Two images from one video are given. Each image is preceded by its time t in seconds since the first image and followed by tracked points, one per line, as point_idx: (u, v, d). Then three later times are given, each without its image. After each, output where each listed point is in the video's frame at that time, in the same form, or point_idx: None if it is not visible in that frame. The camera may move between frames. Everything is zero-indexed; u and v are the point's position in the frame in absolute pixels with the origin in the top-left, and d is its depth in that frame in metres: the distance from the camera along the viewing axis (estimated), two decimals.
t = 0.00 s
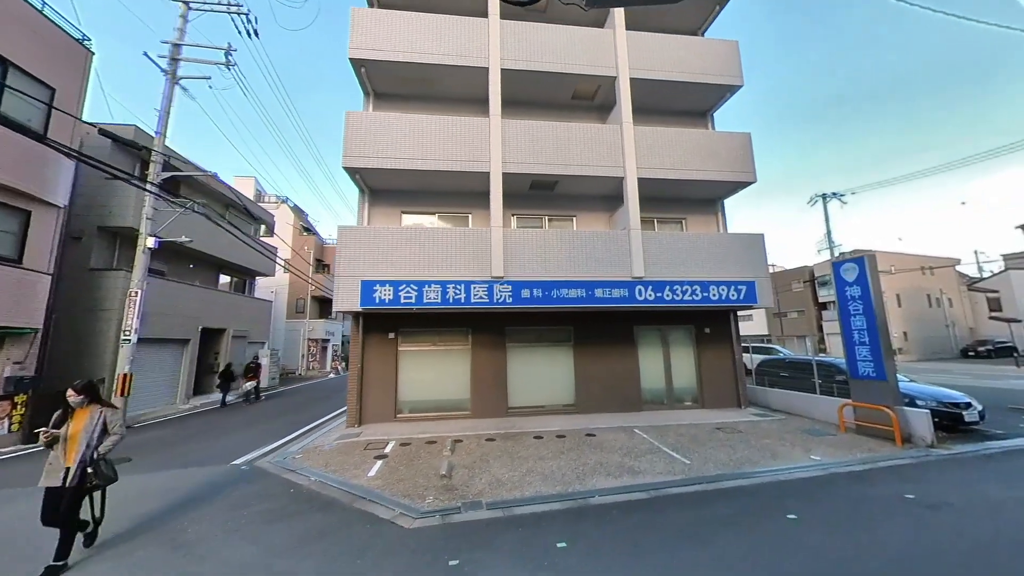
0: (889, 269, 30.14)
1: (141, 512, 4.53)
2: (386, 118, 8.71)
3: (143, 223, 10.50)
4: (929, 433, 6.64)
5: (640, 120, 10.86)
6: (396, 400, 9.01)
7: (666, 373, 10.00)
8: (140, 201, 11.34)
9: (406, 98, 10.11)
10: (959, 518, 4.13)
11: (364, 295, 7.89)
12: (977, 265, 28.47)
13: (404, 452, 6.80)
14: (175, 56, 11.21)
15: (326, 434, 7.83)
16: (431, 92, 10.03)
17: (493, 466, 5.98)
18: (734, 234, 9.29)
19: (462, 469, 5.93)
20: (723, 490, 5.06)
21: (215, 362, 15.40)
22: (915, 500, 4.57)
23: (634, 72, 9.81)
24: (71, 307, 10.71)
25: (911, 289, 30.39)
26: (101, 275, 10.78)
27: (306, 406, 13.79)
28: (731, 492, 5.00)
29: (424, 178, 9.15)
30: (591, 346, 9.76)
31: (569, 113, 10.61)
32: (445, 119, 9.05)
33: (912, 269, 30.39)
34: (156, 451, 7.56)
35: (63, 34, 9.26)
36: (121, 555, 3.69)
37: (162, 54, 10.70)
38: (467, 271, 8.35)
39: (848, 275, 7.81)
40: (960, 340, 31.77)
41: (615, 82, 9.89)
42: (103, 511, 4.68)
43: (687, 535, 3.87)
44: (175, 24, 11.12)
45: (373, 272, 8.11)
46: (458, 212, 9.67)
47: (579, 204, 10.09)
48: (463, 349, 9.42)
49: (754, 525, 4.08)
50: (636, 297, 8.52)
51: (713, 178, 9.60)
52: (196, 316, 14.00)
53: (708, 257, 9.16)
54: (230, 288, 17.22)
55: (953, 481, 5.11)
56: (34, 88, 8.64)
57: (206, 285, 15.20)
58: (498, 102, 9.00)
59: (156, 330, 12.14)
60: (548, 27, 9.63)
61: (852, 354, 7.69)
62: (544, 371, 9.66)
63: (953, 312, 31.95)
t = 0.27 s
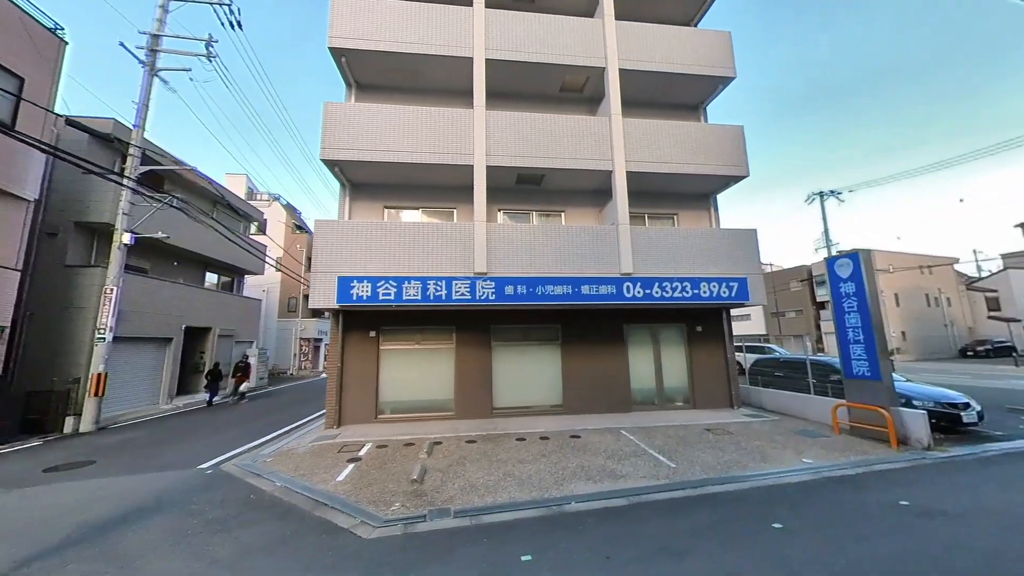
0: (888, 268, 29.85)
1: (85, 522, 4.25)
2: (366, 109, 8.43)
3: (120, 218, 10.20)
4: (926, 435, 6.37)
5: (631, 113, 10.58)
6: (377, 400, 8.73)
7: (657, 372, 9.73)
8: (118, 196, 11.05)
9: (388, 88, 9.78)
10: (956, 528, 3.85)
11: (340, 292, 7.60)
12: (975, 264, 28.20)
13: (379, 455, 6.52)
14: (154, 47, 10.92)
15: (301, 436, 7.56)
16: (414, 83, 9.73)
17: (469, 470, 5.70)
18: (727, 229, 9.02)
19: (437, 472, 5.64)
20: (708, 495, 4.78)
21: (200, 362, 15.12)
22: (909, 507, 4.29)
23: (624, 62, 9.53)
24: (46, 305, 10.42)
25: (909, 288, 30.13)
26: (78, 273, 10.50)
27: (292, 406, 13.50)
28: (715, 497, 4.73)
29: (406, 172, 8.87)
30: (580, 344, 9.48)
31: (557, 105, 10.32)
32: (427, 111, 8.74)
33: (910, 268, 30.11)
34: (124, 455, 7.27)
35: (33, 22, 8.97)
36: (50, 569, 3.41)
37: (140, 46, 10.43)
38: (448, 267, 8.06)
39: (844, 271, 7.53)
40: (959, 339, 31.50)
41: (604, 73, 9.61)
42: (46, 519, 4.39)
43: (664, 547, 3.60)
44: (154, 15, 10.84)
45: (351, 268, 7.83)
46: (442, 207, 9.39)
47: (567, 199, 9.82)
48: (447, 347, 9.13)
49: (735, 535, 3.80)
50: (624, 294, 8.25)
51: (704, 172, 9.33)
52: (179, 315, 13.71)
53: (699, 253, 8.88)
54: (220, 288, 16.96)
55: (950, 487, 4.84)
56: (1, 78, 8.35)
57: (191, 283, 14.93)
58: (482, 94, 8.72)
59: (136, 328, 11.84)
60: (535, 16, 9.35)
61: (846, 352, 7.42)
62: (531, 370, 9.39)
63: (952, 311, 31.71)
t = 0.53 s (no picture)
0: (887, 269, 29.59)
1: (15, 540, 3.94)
2: (345, 103, 8.15)
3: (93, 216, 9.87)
4: (923, 443, 6.10)
5: (621, 109, 10.30)
6: (356, 405, 8.43)
7: (647, 376, 9.44)
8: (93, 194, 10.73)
9: (371, 83, 9.49)
10: (953, 549, 3.56)
11: (314, 292, 7.30)
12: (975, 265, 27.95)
13: (351, 463, 6.23)
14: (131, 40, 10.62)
15: (275, 443, 7.28)
16: (398, 78, 9.45)
17: (441, 481, 5.40)
18: (718, 227, 8.72)
19: (407, 483, 5.35)
20: (690, 510, 4.49)
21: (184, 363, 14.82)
22: (903, 525, 4.00)
23: (613, 56, 9.24)
24: (17, 305, 10.11)
25: (908, 289, 29.87)
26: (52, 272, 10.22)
27: (276, 409, 13.21)
28: (698, 512, 4.43)
29: (387, 168, 8.58)
30: (567, 347, 9.19)
31: (546, 100, 10.05)
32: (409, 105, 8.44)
33: (909, 269, 29.85)
34: (88, 462, 6.97)
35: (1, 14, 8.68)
36: None
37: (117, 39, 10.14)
38: (429, 267, 7.77)
39: (839, 271, 7.25)
40: (958, 340, 31.24)
41: (593, 67, 9.32)
42: None
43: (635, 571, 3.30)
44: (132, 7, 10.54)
45: (327, 268, 7.54)
46: (425, 205, 9.10)
47: (555, 197, 9.53)
48: (430, 349, 8.84)
49: (714, 557, 3.51)
50: (611, 295, 7.95)
51: (696, 169, 9.04)
52: (162, 315, 13.41)
53: (690, 253, 8.60)
54: (207, 289, 16.64)
55: (949, 501, 4.54)
56: None
57: (175, 283, 14.63)
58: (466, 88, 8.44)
59: (114, 329, 11.54)
60: (522, 8, 9.07)
61: (841, 356, 7.14)
62: (517, 374, 9.10)
63: (951, 313, 31.45)
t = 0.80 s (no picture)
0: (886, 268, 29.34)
1: None
2: (322, 92, 7.86)
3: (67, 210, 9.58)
4: (922, 446, 5.81)
5: (612, 101, 10.03)
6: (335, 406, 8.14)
7: (637, 375, 9.15)
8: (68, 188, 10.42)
9: (354, 73, 9.21)
10: (952, 563, 3.27)
11: (287, 288, 6.99)
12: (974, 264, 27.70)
13: (321, 466, 5.93)
14: (109, 30, 10.32)
15: (247, 446, 6.99)
16: (382, 68, 9.18)
17: (412, 486, 5.11)
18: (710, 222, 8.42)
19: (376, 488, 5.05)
20: (672, 518, 4.20)
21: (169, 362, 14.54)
22: (899, 535, 3.71)
23: (603, 45, 8.96)
24: None
25: (907, 288, 29.63)
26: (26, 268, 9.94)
27: (261, 409, 12.93)
28: (679, 521, 4.13)
29: (367, 160, 8.29)
30: (554, 345, 8.90)
31: (534, 92, 9.76)
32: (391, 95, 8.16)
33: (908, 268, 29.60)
34: (50, 464, 6.67)
35: None
36: None
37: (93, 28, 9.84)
38: (408, 262, 7.48)
39: (834, 267, 6.95)
40: (957, 341, 30.99)
41: (582, 57, 9.04)
42: None
43: None
44: None
45: (302, 262, 7.25)
46: (407, 198, 8.81)
47: (543, 191, 9.25)
48: (412, 348, 8.54)
49: (691, 571, 3.22)
50: (598, 291, 7.65)
51: (687, 162, 8.75)
52: (144, 313, 13.10)
53: (681, 248, 8.31)
54: (193, 287, 16.33)
55: (949, 510, 4.23)
56: None
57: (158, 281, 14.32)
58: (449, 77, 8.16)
59: (92, 327, 11.23)
60: None
61: (836, 355, 6.84)
62: (502, 373, 8.82)
63: (951, 312, 31.20)
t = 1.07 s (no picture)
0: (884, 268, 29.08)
1: None
2: (298, 85, 7.59)
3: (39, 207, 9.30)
4: (917, 456, 5.53)
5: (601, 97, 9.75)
6: (311, 410, 7.86)
7: (625, 378, 8.87)
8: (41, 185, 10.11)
9: (334, 66, 8.92)
10: None
11: (257, 288, 6.71)
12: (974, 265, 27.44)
13: (287, 476, 5.65)
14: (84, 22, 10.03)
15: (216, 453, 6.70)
16: (363, 61, 8.90)
17: (377, 498, 4.83)
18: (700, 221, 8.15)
19: (338, 500, 4.77)
20: (647, 536, 3.92)
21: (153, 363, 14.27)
22: (889, 557, 3.43)
23: (590, 38, 8.68)
24: None
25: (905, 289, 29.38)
26: None
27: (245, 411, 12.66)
28: (655, 539, 3.85)
29: (345, 156, 8.01)
30: (540, 347, 8.63)
31: (521, 86, 9.49)
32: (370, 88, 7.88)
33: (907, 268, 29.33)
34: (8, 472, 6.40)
35: None
36: None
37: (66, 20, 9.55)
38: (385, 262, 7.21)
39: (826, 268, 6.68)
40: (956, 342, 30.72)
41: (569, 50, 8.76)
42: None
43: None
44: None
45: (274, 262, 6.97)
46: (388, 195, 8.53)
47: (528, 189, 8.98)
48: (392, 351, 8.26)
49: None
50: (582, 292, 7.36)
51: (677, 158, 8.47)
52: (124, 313, 12.82)
53: (669, 247, 8.03)
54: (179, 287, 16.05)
55: (944, 529, 3.95)
56: None
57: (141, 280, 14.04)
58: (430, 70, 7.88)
59: (68, 328, 10.95)
60: None
61: (828, 359, 6.57)
62: (486, 377, 8.54)
63: (950, 313, 30.94)
